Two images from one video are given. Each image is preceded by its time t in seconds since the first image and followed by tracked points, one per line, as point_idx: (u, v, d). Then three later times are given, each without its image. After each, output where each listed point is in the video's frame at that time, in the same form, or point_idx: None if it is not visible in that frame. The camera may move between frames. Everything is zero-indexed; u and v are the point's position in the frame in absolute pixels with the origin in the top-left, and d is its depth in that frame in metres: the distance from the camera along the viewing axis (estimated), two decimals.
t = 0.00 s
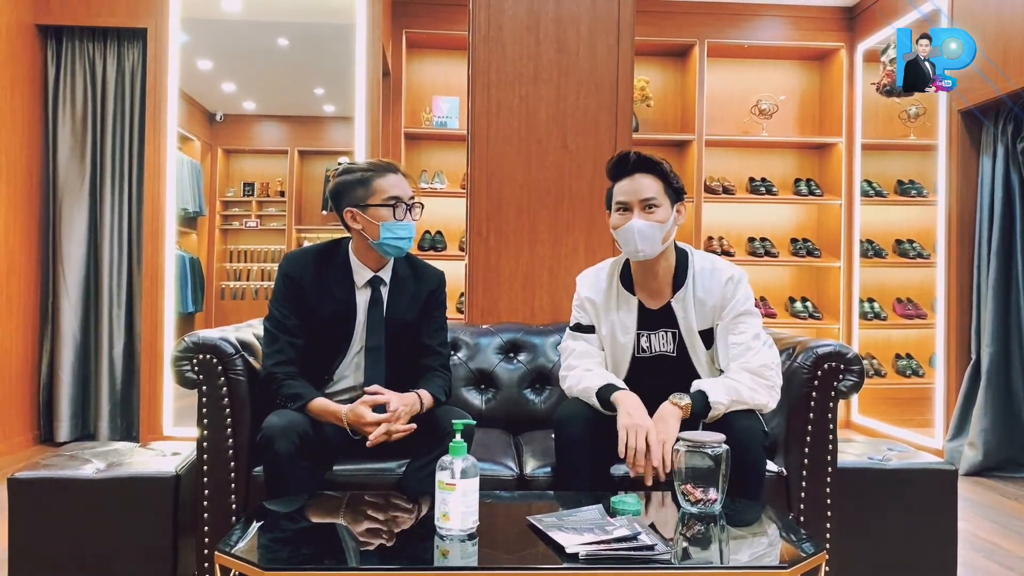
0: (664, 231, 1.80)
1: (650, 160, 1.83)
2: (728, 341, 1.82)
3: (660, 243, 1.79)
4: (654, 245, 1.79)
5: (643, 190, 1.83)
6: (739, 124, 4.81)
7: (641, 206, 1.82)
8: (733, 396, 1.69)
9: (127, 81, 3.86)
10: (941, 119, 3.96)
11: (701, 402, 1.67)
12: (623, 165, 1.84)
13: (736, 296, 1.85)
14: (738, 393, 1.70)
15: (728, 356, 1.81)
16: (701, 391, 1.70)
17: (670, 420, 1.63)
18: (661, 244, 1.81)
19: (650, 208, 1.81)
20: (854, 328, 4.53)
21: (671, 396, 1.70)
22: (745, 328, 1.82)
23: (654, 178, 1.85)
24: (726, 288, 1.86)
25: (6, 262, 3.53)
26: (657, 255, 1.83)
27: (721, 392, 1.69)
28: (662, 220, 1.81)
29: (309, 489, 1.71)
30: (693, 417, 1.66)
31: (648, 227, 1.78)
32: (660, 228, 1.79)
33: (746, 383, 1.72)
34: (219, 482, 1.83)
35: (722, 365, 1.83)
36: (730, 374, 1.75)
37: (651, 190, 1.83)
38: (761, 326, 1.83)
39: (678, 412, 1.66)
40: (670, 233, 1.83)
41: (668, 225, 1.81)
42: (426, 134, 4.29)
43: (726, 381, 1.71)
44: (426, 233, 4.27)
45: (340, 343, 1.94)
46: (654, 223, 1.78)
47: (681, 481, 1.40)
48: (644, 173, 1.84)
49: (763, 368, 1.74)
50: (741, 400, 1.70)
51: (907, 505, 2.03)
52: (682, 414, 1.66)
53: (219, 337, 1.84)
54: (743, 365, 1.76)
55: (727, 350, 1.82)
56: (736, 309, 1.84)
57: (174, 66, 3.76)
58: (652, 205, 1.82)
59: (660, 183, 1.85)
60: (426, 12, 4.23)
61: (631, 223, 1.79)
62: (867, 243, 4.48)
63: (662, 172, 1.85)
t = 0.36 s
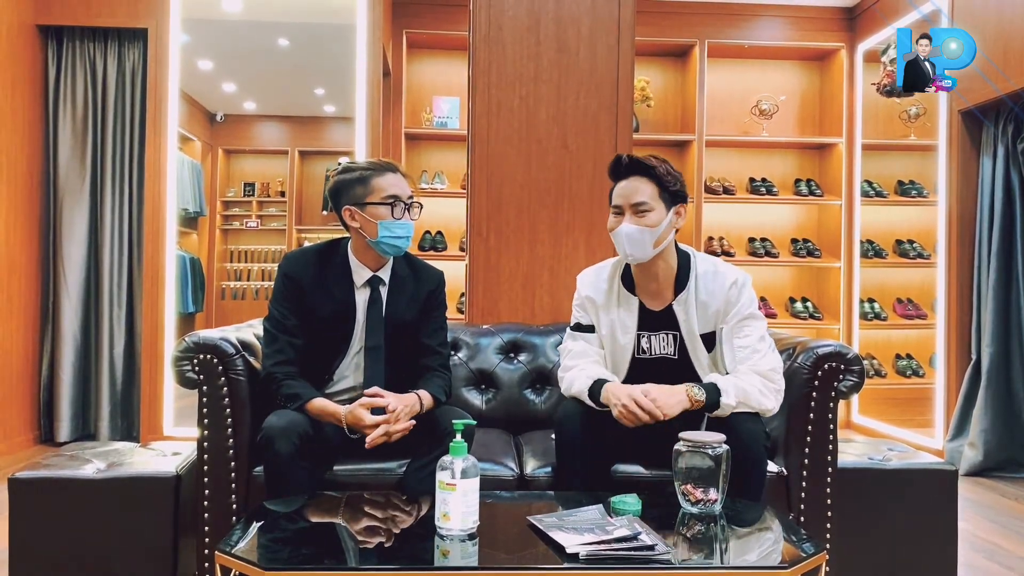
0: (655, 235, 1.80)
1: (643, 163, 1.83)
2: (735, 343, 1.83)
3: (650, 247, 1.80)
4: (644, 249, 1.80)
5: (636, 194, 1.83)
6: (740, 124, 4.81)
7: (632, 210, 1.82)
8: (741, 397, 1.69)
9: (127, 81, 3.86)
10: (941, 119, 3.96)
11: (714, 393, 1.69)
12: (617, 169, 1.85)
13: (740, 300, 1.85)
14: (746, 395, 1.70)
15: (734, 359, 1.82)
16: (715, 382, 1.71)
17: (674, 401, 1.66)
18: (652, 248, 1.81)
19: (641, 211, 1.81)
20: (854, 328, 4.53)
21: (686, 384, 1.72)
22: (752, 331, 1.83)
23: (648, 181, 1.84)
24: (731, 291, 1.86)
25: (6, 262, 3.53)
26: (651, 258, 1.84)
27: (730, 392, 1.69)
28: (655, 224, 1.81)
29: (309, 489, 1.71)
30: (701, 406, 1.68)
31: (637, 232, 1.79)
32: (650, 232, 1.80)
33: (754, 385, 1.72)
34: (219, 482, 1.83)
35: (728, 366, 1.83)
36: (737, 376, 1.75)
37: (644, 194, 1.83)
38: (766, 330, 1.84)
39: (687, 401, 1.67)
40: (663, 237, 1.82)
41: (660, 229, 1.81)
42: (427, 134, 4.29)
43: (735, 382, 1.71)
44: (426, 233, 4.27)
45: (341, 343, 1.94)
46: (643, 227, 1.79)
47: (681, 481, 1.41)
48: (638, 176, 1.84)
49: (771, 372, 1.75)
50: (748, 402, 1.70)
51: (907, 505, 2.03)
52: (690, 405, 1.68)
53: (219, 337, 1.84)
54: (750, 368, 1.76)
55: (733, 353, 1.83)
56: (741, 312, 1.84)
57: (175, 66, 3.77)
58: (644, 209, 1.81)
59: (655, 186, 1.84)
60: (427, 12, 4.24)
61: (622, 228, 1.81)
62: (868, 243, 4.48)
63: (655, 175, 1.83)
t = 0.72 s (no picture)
0: (665, 227, 1.80)
1: (651, 158, 1.84)
2: (737, 344, 1.83)
3: (661, 239, 1.79)
4: (654, 241, 1.79)
5: (643, 189, 1.84)
6: (740, 124, 4.81)
7: (641, 203, 1.83)
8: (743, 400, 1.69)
9: (128, 81, 3.86)
10: (942, 119, 3.96)
11: (715, 401, 1.67)
12: (624, 165, 1.87)
13: (743, 300, 1.85)
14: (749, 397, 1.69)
15: (737, 360, 1.82)
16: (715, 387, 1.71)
17: (676, 409, 1.65)
18: (663, 241, 1.81)
19: (650, 204, 1.82)
20: (854, 328, 4.53)
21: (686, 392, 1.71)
22: (754, 332, 1.83)
23: (655, 176, 1.86)
24: (734, 291, 1.86)
25: (7, 262, 3.53)
26: (660, 252, 1.83)
27: (733, 397, 1.68)
28: (663, 216, 1.81)
29: (310, 488, 1.71)
30: (703, 413, 1.67)
31: (647, 223, 1.78)
32: (660, 224, 1.80)
33: (756, 387, 1.72)
34: (219, 482, 1.83)
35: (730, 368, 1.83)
36: (740, 378, 1.75)
37: (651, 187, 1.84)
38: (768, 331, 1.84)
39: (690, 410, 1.66)
40: (672, 230, 1.82)
41: (669, 222, 1.81)
42: (427, 134, 4.29)
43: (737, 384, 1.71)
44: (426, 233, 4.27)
45: (341, 342, 1.94)
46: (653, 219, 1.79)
47: (681, 481, 1.40)
48: (645, 171, 1.86)
49: (773, 373, 1.75)
50: (751, 405, 1.69)
51: (907, 505, 2.03)
52: (692, 413, 1.66)
53: (219, 336, 1.84)
54: (753, 369, 1.76)
55: (735, 354, 1.83)
56: (744, 313, 1.84)
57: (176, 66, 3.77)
58: (652, 201, 1.83)
59: (662, 180, 1.86)
60: (427, 12, 4.24)
61: (631, 220, 1.80)
62: (868, 244, 4.47)
63: (664, 170, 1.85)
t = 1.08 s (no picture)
0: (664, 224, 1.81)
1: (651, 156, 1.85)
2: (734, 342, 1.82)
3: (660, 235, 1.80)
4: (654, 237, 1.80)
5: (642, 185, 1.85)
6: (740, 124, 4.81)
7: (641, 200, 1.84)
8: (740, 399, 1.68)
9: (128, 79, 3.86)
10: (942, 119, 3.96)
11: (710, 399, 1.67)
12: (624, 163, 1.88)
13: (740, 300, 1.85)
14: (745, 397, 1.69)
15: (733, 359, 1.81)
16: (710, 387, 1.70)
17: (673, 408, 1.64)
18: (662, 237, 1.81)
19: (649, 200, 1.83)
20: (854, 328, 4.53)
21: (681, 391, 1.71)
22: (751, 331, 1.82)
23: (655, 173, 1.86)
24: (731, 290, 1.86)
25: (6, 260, 3.53)
26: (659, 248, 1.84)
27: (729, 397, 1.68)
28: (662, 212, 1.81)
29: (310, 487, 1.72)
30: (700, 411, 1.66)
31: (646, 219, 1.79)
32: (659, 220, 1.80)
33: (752, 386, 1.71)
34: (219, 481, 1.83)
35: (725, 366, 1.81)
36: (736, 377, 1.74)
37: (652, 184, 1.84)
38: (765, 331, 1.83)
39: (686, 407, 1.66)
40: (672, 227, 1.82)
41: (668, 218, 1.81)
42: (427, 133, 4.30)
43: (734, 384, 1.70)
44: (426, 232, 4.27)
45: (341, 342, 1.94)
46: (652, 216, 1.79)
47: (680, 480, 1.41)
48: (645, 168, 1.86)
49: (769, 372, 1.74)
50: (746, 404, 1.69)
51: (907, 505, 2.03)
52: (689, 411, 1.66)
53: (219, 335, 1.84)
54: (748, 369, 1.75)
55: (732, 352, 1.82)
56: (741, 312, 1.84)
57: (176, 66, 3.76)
58: (652, 198, 1.83)
59: (661, 177, 1.87)
60: (428, 12, 4.24)
61: (629, 217, 1.81)
62: (868, 243, 4.47)
63: (663, 168, 1.86)
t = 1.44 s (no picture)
0: (654, 226, 1.81)
1: (641, 156, 1.83)
2: (734, 343, 1.81)
3: (650, 238, 1.81)
4: (643, 239, 1.80)
5: (633, 187, 1.84)
6: (739, 123, 4.81)
7: (631, 202, 1.83)
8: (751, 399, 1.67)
9: (127, 78, 3.85)
10: (941, 119, 3.96)
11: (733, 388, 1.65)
12: (616, 165, 1.87)
13: (739, 301, 1.85)
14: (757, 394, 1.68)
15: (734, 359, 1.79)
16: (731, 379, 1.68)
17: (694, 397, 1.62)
18: (653, 240, 1.82)
19: (639, 202, 1.82)
20: (853, 327, 4.53)
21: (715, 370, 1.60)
22: (749, 333, 1.82)
23: (647, 174, 1.85)
24: (729, 291, 1.85)
25: (5, 259, 3.52)
26: (651, 249, 1.85)
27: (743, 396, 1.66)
28: (653, 214, 1.81)
29: (309, 486, 1.71)
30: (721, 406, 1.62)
31: (635, 222, 1.80)
32: (649, 222, 1.80)
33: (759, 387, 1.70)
34: (217, 480, 1.83)
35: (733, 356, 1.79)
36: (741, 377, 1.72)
37: (642, 185, 1.83)
38: (762, 334, 1.84)
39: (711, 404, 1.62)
40: (662, 228, 1.83)
41: (658, 219, 1.82)
42: (426, 132, 4.29)
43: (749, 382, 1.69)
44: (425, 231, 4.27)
45: (341, 341, 1.94)
46: (641, 218, 1.80)
47: (679, 479, 1.41)
48: (637, 169, 1.85)
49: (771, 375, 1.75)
50: (754, 405, 1.68)
51: (905, 504, 2.03)
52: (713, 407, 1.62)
53: (217, 335, 1.84)
54: (752, 369, 1.74)
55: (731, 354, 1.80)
56: (740, 314, 1.84)
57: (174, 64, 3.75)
58: (643, 200, 1.82)
59: (654, 178, 1.85)
60: (427, 10, 4.23)
61: (620, 219, 1.82)
62: (867, 243, 4.47)
63: (654, 168, 1.84)
